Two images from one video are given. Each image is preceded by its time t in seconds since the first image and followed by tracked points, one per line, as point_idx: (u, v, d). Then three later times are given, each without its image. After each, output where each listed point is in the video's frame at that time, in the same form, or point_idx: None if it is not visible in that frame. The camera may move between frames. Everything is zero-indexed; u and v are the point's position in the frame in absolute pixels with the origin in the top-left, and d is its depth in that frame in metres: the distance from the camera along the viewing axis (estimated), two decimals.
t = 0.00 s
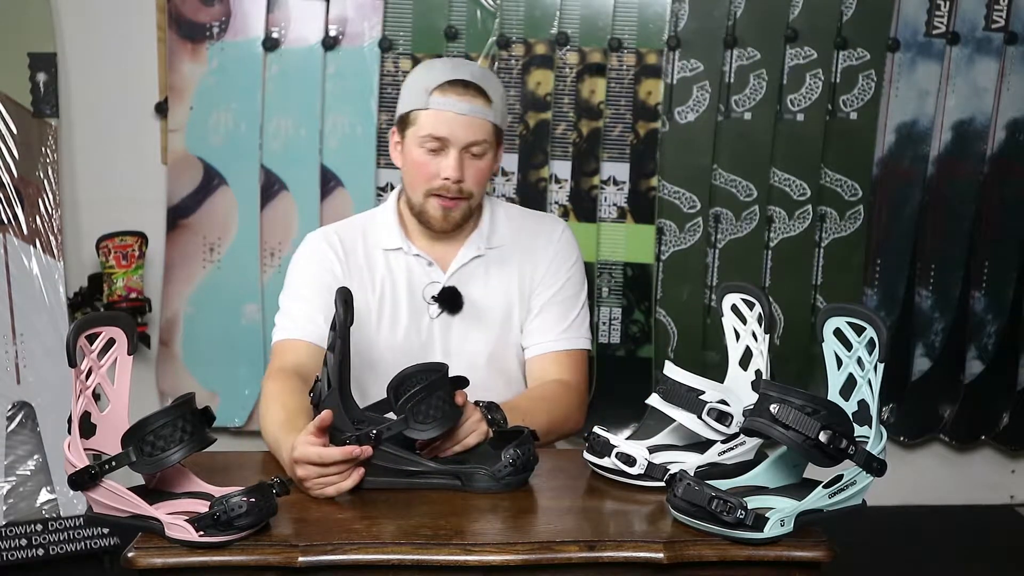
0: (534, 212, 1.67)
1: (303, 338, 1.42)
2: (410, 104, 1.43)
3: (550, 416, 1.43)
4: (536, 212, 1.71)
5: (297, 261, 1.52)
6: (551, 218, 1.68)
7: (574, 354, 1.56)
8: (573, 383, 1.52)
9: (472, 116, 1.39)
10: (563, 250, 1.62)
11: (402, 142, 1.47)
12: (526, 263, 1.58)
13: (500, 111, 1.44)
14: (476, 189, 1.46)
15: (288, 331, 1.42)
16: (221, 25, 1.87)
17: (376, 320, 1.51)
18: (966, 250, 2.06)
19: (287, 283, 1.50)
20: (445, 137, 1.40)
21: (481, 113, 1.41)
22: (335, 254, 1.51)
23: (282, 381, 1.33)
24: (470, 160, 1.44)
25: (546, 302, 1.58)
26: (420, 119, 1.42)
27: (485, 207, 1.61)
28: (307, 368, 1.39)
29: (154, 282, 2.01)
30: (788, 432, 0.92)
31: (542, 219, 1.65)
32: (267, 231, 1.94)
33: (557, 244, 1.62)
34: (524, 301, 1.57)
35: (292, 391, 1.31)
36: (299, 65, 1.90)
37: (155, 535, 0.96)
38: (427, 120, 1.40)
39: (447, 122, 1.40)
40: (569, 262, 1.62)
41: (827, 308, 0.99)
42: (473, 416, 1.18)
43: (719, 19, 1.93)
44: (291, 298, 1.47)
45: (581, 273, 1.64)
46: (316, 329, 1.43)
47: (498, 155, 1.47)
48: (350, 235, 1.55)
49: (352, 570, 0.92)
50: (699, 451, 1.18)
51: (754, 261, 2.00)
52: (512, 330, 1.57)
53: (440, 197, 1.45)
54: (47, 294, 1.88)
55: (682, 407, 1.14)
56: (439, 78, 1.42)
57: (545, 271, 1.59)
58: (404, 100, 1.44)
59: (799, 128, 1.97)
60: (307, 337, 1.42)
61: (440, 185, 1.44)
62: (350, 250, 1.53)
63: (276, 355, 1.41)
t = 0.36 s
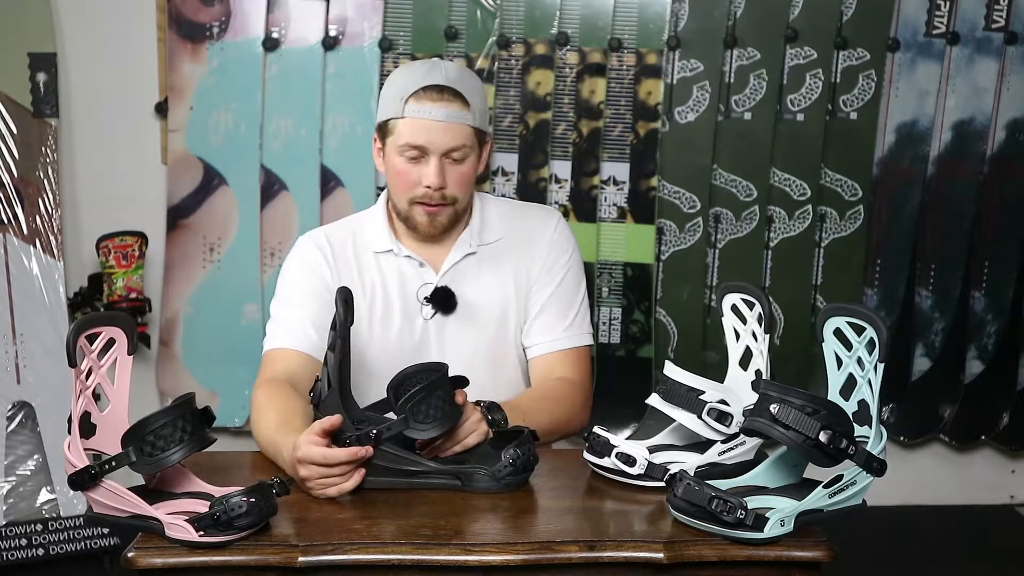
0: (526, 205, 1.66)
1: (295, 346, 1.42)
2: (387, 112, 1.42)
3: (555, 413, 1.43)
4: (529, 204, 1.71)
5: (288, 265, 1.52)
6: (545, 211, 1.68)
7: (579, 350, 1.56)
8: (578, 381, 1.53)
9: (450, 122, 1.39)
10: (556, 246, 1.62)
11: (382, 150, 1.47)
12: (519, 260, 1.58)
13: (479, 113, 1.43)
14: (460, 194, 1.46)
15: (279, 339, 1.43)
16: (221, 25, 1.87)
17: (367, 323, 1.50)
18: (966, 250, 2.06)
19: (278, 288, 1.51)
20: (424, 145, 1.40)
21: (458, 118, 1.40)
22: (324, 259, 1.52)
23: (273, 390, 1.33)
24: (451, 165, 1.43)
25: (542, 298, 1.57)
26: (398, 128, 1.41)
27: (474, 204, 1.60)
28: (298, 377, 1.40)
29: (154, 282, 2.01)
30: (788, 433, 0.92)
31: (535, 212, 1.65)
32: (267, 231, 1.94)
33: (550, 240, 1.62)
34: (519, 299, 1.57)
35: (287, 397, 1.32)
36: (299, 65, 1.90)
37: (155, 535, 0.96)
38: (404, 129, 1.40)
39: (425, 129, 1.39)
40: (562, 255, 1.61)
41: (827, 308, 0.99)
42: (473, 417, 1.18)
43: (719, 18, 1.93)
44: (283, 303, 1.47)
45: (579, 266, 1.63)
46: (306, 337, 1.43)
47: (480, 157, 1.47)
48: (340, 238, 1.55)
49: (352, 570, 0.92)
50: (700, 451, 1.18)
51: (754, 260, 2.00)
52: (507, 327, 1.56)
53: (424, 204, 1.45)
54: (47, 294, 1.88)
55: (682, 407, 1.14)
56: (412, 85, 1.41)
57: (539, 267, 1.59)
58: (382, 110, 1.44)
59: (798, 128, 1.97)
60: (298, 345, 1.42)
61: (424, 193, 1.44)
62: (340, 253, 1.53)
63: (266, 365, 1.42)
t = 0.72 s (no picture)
0: (531, 211, 1.66)
1: (295, 349, 1.42)
2: (388, 117, 1.42)
3: (551, 421, 1.44)
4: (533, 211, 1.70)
5: (290, 268, 1.52)
6: (547, 215, 1.67)
7: (579, 359, 1.56)
8: (579, 388, 1.53)
9: (451, 125, 1.39)
10: (559, 252, 1.61)
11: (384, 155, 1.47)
12: (522, 266, 1.57)
13: (480, 116, 1.43)
14: (462, 198, 1.46)
15: (280, 341, 1.43)
16: (221, 25, 1.87)
17: (369, 325, 1.50)
18: (966, 250, 2.06)
19: (280, 291, 1.51)
20: (426, 149, 1.40)
21: (460, 123, 1.40)
22: (327, 261, 1.52)
23: (273, 390, 1.34)
24: (453, 169, 1.43)
25: (545, 305, 1.57)
26: (400, 133, 1.41)
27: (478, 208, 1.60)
28: (299, 378, 1.40)
29: (154, 282, 2.01)
30: (788, 432, 0.92)
31: (538, 217, 1.64)
32: (267, 231, 1.94)
33: (553, 245, 1.61)
34: (521, 305, 1.56)
35: (288, 398, 1.32)
36: (299, 65, 1.90)
37: (155, 535, 0.96)
38: (405, 134, 1.40)
39: (426, 134, 1.39)
40: (566, 263, 1.61)
41: (827, 308, 0.99)
42: (472, 417, 1.17)
43: (719, 18, 1.93)
44: (285, 305, 1.47)
45: (581, 272, 1.63)
46: (307, 338, 1.43)
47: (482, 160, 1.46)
48: (342, 241, 1.55)
49: (352, 570, 0.92)
50: (700, 451, 1.18)
51: (754, 261, 2.00)
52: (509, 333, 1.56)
53: (426, 209, 1.45)
54: (47, 294, 1.88)
55: (682, 407, 1.14)
56: (414, 89, 1.41)
57: (541, 274, 1.58)
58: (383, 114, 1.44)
59: (798, 128, 1.97)
60: (298, 348, 1.42)
61: (425, 197, 1.44)
62: (342, 257, 1.53)
63: (267, 365, 1.42)
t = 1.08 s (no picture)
0: (531, 212, 1.66)
1: (296, 350, 1.42)
2: (386, 120, 1.42)
3: (551, 422, 1.44)
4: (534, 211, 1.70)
5: (290, 269, 1.52)
6: (547, 216, 1.67)
7: (579, 360, 1.56)
8: (579, 389, 1.53)
9: (449, 128, 1.39)
10: (559, 253, 1.61)
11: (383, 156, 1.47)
12: (522, 268, 1.57)
13: (478, 117, 1.43)
14: (462, 199, 1.46)
15: (280, 341, 1.43)
16: (221, 25, 1.87)
17: (370, 325, 1.51)
18: (966, 250, 2.06)
19: (280, 292, 1.51)
20: (424, 152, 1.40)
21: (457, 125, 1.40)
22: (327, 262, 1.52)
23: (273, 390, 1.34)
24: (452, 171, 1.43)
25: (545, 306, 1.57)
26: (397, 136, 1.41)
27: (478, 209, 1.60)
28: (298, 378, 1.40)
29: (154, 282, 2.01)
30: (788, 432, 0.92)
31: (538, 219, 1.64)
32: (267, 231, 1.94)
33: (553, 247, 1.61)
34: (522, 307, 1.56)
35: (288, 399, 1.32)
36: (299, 65, 1.90)
37: (155, 535, 0.96)
38: (403, 137, 1.40)
39: (424, 137, 1.39)
40: (567, 264, 1.61)
41: (827, 308, 0.98)
42: (472, 417, 1.17)
43: (719, 18, 1.93)
44: (285, 306, 1.47)
45: (582, 273, 1.63)
46: (307, 339, 1.43)
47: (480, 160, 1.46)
48: (342, 241, 1.55)
49: (352, 570, 0.92)
50: (700, 451, 1.18)
51: (754, 261, 2.00)
52: (509, 334, 1.56)
53: (426, 210, 1.45)
54: (47, 294, 1.88)
55: (682, 407, 1.14)
56: (411, 92, 1.40)
57: (542, 275, 1.58)
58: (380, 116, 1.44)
59: (798, 128, 1.97)
60: (298, 349, 1.42)
61: (424, 199, 1.44)
62: (343, 258, 1.53)
63: (267, 365, 1.42)
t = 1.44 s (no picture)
0: (531, 213, 1.66)
1: (295, 351, 1.42)
2: (382, 124, 1.42)
3: (553, 423, 1.44)
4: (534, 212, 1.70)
5: (289, 271, 1.52)
6: (546, 217, 1.67)
7: (579, 361, 1.56)
8: (579, 390, 1.53)
9: (446, 131, 1.39)
10: (559, 254, 1.61)
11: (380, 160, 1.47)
12: (521, 268, 1.57)
13: (474, 120, 1.43)
14: (459, 201, 1.46)
15: (279, 342, 1.43)
16: (221, 25, 1.87)
17: (369, 326, 1.51)
18: (966, 250, 2.06)
19: (279, 293, 1.51)
20: (420, 155, 1.40)
21: (454, 128, 1.40)
22: (326, 263, 1.52)
23: (272, 391, 1.34)
24: (449, 173, 1.43)
25: (544, 307, 1.57)
26: (394, 140, 1.41)
27: (477, 210, 1.60)
28: (298, 378, 1.40)
29: (154, 282, 2.01)
30: (788, 432, 0.92)
31: (537, 220, 1.64)
32: (267, 231, 1.94)
33: (553, 247, 1.61)
34: (521, 308, 1.56)
35: (288, 400, 1.32)
36: (299, 65, 1.90)
37: (155, 535, 0.95)
38: (399, 141, 1.40)
39: (421, 141, 1.39)
40: (567, 264, 1.60)
41: (827, 308, 0.98)
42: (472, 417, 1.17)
43: (719, 18, 1.93)
44: (284, 307, 1.48)
45: (582, 274, 1.62)
46: (306, 340, 1.43)
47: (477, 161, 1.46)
48: (342, 242, 1.55)
49: (352, 570, 0.92)
50: (699, 451, 1.18)
51: (754, 261, 2.00)
52: (508, 335, 1.56)
53: (423, 213, 1.45)
54: (47, 294, 1.88)
55: (682, 407, 1.14)
56: (407, 95, 1.41)
57: (541, 276, 1.58)
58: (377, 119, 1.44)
59: (798, 128, 1.97)
60: (298, 350, 1.42)
61: (422, 202, 1.44)
62: (342, 258, 1.53)
63: (265, 367, 1.42)
